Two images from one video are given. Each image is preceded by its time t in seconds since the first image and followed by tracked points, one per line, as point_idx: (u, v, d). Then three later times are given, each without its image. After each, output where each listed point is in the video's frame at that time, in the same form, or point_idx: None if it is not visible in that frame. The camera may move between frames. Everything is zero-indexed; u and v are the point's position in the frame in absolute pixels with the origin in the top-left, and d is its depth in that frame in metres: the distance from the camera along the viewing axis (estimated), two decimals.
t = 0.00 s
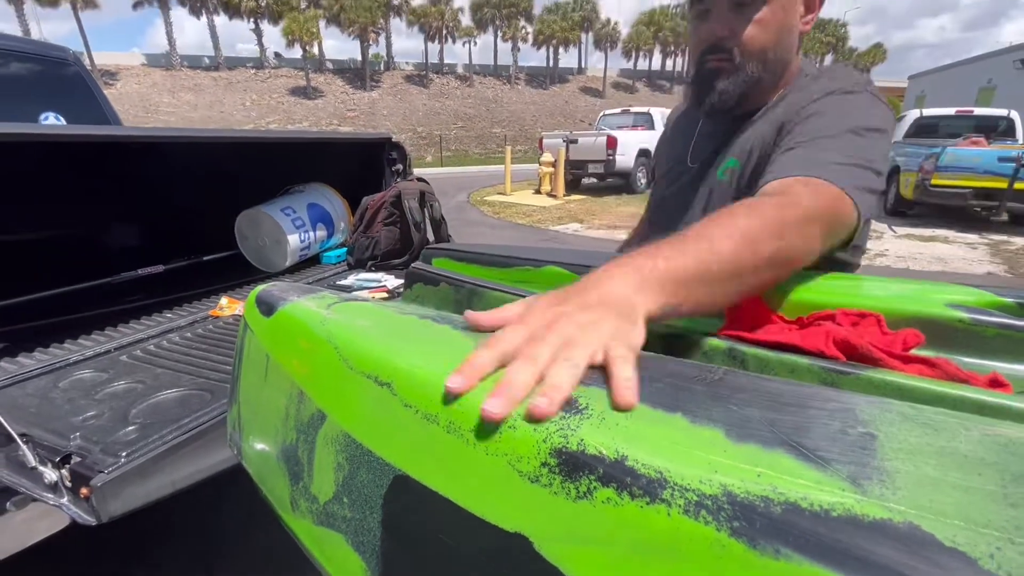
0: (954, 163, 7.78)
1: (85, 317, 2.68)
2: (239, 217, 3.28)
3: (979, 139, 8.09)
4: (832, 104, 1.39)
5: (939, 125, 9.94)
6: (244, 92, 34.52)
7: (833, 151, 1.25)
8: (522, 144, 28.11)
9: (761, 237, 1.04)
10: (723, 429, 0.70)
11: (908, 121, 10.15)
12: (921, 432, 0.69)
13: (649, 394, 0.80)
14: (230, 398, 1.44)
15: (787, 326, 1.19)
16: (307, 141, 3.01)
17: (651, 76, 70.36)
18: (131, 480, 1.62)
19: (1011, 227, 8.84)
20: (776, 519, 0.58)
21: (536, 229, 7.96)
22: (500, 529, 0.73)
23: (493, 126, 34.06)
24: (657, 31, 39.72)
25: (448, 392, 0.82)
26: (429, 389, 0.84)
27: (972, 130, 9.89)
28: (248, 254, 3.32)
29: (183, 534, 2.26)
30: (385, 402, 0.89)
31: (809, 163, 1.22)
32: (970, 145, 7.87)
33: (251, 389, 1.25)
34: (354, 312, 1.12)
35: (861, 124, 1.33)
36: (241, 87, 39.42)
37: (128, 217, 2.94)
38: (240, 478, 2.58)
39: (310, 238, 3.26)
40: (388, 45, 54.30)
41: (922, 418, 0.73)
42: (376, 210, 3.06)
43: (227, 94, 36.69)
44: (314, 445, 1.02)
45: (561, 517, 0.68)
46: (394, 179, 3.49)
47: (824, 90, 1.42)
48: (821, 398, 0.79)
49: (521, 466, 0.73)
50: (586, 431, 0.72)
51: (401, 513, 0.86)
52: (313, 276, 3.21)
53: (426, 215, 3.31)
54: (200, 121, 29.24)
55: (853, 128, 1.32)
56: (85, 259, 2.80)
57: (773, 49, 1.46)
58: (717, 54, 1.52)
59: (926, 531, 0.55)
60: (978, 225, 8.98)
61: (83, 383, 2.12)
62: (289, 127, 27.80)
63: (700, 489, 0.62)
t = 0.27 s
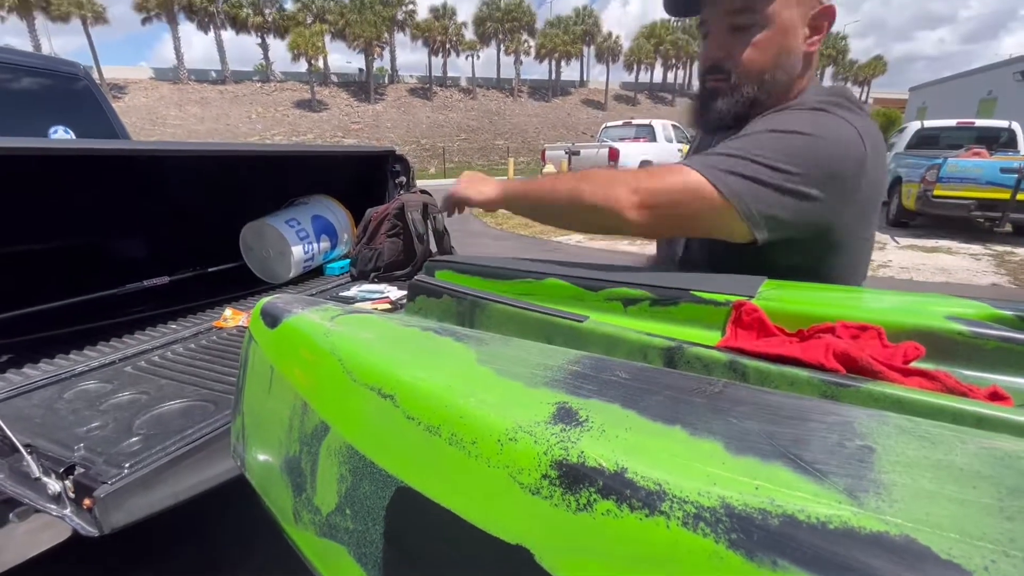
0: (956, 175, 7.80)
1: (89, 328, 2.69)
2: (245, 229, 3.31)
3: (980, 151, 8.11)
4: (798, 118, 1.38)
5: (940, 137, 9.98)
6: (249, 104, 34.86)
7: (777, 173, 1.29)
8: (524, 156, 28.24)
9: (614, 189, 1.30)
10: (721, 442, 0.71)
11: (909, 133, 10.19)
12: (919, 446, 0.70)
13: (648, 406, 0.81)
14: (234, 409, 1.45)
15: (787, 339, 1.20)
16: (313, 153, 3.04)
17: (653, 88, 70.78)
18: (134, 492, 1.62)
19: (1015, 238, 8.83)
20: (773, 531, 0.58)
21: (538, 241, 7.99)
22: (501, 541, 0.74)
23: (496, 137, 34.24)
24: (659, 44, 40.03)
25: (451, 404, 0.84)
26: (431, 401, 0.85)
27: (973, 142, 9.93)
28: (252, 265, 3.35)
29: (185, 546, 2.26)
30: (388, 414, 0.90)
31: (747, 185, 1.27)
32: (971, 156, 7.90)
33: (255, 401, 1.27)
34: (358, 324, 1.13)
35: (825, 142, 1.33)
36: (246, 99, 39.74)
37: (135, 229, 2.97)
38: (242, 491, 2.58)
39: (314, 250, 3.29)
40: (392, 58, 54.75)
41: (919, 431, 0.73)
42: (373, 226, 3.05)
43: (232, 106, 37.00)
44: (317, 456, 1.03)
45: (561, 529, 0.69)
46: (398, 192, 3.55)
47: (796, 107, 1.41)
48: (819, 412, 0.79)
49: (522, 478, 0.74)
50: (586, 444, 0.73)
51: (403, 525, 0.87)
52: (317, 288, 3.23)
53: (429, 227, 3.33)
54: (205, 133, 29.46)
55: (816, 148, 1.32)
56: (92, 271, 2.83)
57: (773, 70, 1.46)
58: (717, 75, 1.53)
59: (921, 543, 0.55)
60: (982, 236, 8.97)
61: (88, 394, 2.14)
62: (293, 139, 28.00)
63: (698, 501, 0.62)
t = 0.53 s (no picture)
0: (958, 184, 7.81)
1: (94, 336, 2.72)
2: (249, 239, 3.33)
3: (982, 160, 8.12)
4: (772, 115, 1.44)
5: (942, 146, 10.00)
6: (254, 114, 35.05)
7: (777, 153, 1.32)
8: (527, 165, 28.33)
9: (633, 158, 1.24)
10: (717, 450, 0.72)
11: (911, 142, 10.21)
12: (912, 454, 0.71)
13: (645, 415, 0.82)
14: (237, 418, 1.47)
15: (786, 348, 1.21)
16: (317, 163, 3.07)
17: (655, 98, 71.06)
18: (137, 500, 1.63)
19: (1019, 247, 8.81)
20: (766, 538, 0.59)
21: (541, 250, 8.01)
22: (500, 548, 0.75)
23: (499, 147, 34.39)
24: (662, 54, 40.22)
25: (451, 412, 0.85)
26: (431, 409, 0.87)
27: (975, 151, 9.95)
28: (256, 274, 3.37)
29: (187, 555, 2.27)
30: (390, 422, 0.91)
31: (747, 160, 1.28)
32: (973, 165, 7.91)
33: (258, 409, 1.28)
34: (359, 333, 1.15)
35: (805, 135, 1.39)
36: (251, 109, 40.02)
37: (141, 239, 3.00)
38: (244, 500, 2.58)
39: (318, 259, 3.31)
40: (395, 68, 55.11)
41: (913, 440, 0.74)
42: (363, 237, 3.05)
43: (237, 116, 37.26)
44: (319, 464, 1.05)
45: (559, 536, 0.70)
46: (401, 201, 3.58)
47: (775, 104, 1.47)
48: (814, 421, 0.80)
49: (521, 486, 0.75)
50: (584, 451, 0.74)
51: (403, 532, 0.88)
52: (320, 297, 3.24)
53: (432, 237, 3.35)
54: (210, 143, 29.65)
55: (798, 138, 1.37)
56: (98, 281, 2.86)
57: (707, 89, 1.53)
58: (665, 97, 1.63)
59: (911, 549, 0.56)
60: (985, 245, 8.95)
61: (93, 402, 2.15)
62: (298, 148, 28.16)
63: (693, 508, 0.63)
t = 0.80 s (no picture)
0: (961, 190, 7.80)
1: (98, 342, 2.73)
2: (252, 245, 3.34)
3: (985, 166, 8.12)
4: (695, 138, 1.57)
5: (944, 153, 10.00)
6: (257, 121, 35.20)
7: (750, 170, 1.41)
8: (530, 171, 28.39)
9: (631, 197, 1.21)
10: (720, 457, 0.72)
11: (913, 149, 10.22)
12: (916, 461, 0.71)
13: (648, 421, 0.82)
14: (241, 423, 1.47)
15: (789, 355, 1.21)
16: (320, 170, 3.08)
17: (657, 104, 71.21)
18: (139, 505, 1.63)
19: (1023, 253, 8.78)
20: (771, 544, 0.59)
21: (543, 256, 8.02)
22: (504, 554, 0.75)
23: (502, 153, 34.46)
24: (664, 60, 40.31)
25: (455, 418, 0.85)
26: (434, 415, 0.87)
27: (977, 157, 9.96)
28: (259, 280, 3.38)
29: (189, 560, 2.26)
30: (393, 428, 0.91)
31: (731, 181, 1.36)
32: (976, 171, 7.91)
33: (262, 414, 1.28)
34: (363, 339, 1.15)
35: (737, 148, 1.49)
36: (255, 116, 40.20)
37: (145, 245, 3.01)
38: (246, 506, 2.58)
39: (321, 265, 3.32)
40: (398, 75, 55.35)
41: (917, 447, 0.74)
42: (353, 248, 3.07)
43: (241, 123, 37.43)
44: (323, 469, 1.05)
45: (563, 542, 0.70)
46: (404, 208, 3.59)
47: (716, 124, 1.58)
48: (818, 427, 0.80)
49: (525, 492, 0.75)
50: (588, 457, 0.74)
51: (406, 537, 0.88)
52: (322, 303, 3.25)
53: (434, 243, 3.36)
54: (214, 150, 29.78)
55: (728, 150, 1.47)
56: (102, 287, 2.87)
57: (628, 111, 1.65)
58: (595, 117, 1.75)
59: (916, 556, 0.56)
60: (989, 252, 8.93)
61: (96, 408, 2.16)
62: (301, 155, 28.26)
63: (697, 514, 0.63)
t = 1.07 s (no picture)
0: (964, 195, 7.80)
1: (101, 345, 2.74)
2: (256, 248, 3.34)
3: (988, 170, 8.11)
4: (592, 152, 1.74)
5: (947, 157, 10.00)
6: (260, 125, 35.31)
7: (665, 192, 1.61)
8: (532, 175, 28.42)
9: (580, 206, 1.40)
10: (727, 461, 0.72)
11: (915, 153, 10.22)
12: (923, 466, 0.70)
13: (654, 425, 0.82)
14: (245, 427, 1.47)
15: (794, 359, 1.21)
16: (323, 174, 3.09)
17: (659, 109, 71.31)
18: (142, 509, 1.63)
19: None
20: (779, 549, 0.59)
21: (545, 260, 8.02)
22: (510, 558, 0.75)
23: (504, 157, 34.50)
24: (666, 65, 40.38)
25: (460, 422, 0.85)
26: (440, 419, 0.87)
27: (980, 161, 9.94)
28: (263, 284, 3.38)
29: (191, 564, 2.26)
30: (398, 431, 0.92)
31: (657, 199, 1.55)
32: (978, 176, 7.90)
33: (267, 418, 1.28)
34: (367, 343, 1.15)
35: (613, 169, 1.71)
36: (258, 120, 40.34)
37: (149, 249, 3.02)
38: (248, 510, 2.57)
39: (323, 268, 3.32)
40: (400, 80, 55.53)
41: (924, 451, 0.74)
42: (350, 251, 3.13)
43: (244, 127, 37.56)
44: (327, 473, 1.05)
45: (569, 546, 0.70)
46: (406, 212, 3.60)
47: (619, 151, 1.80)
48: (824, 432, 0.80)
49: (530, 495, 0.75)
50: (593, 461, 0.74)
51: (411, 541, 0.88)
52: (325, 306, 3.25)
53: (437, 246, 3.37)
54: (217, 154, 29.89)
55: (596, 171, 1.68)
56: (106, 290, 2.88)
57: (488, 143, 1.81)
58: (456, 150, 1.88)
59: (925, 561, 0.56)
60: (992, 256, 8.91)
61: (100, 411, 2.16)
62: (303, 159, 28.34)
63: (704, 519, 0.63)
